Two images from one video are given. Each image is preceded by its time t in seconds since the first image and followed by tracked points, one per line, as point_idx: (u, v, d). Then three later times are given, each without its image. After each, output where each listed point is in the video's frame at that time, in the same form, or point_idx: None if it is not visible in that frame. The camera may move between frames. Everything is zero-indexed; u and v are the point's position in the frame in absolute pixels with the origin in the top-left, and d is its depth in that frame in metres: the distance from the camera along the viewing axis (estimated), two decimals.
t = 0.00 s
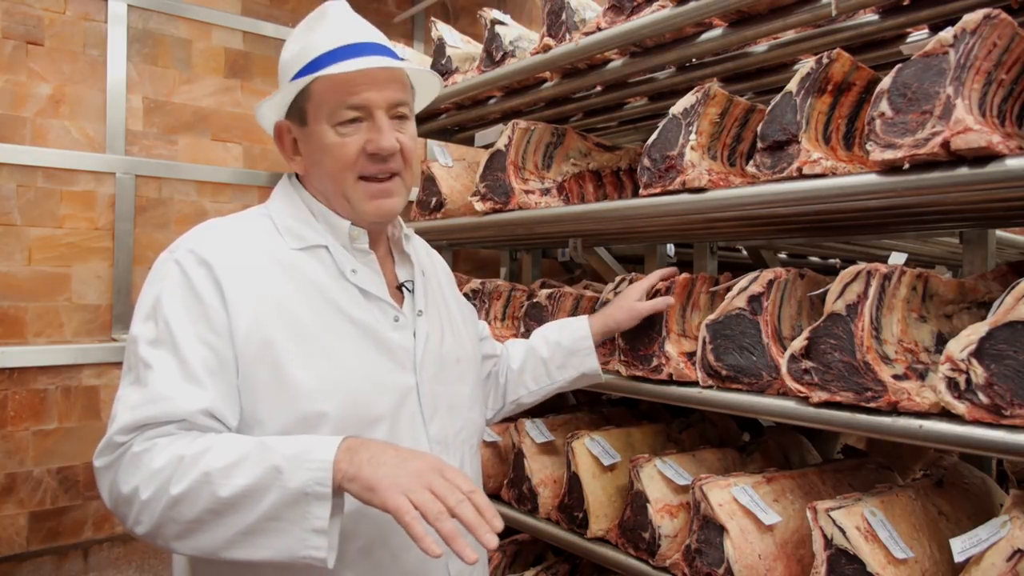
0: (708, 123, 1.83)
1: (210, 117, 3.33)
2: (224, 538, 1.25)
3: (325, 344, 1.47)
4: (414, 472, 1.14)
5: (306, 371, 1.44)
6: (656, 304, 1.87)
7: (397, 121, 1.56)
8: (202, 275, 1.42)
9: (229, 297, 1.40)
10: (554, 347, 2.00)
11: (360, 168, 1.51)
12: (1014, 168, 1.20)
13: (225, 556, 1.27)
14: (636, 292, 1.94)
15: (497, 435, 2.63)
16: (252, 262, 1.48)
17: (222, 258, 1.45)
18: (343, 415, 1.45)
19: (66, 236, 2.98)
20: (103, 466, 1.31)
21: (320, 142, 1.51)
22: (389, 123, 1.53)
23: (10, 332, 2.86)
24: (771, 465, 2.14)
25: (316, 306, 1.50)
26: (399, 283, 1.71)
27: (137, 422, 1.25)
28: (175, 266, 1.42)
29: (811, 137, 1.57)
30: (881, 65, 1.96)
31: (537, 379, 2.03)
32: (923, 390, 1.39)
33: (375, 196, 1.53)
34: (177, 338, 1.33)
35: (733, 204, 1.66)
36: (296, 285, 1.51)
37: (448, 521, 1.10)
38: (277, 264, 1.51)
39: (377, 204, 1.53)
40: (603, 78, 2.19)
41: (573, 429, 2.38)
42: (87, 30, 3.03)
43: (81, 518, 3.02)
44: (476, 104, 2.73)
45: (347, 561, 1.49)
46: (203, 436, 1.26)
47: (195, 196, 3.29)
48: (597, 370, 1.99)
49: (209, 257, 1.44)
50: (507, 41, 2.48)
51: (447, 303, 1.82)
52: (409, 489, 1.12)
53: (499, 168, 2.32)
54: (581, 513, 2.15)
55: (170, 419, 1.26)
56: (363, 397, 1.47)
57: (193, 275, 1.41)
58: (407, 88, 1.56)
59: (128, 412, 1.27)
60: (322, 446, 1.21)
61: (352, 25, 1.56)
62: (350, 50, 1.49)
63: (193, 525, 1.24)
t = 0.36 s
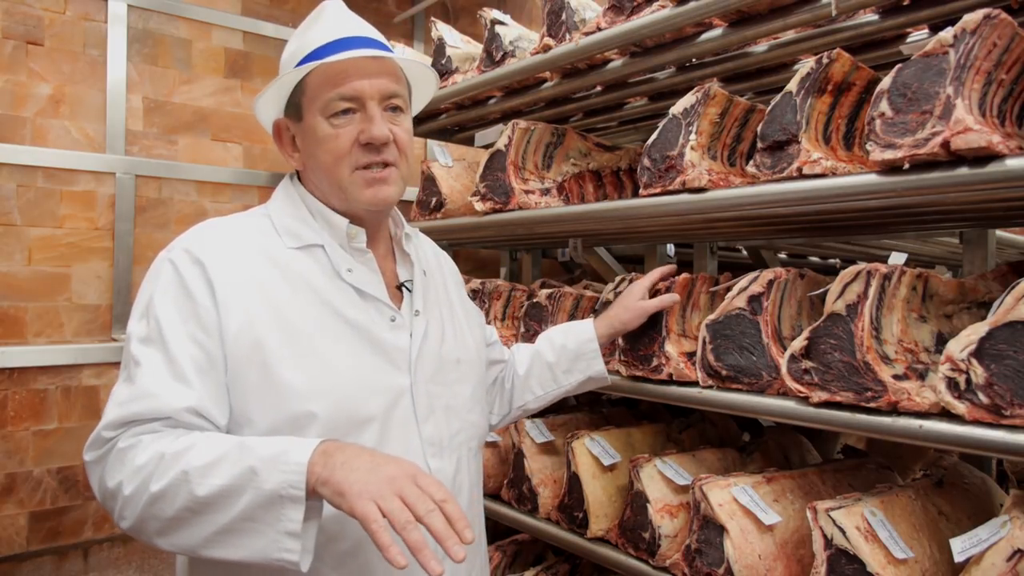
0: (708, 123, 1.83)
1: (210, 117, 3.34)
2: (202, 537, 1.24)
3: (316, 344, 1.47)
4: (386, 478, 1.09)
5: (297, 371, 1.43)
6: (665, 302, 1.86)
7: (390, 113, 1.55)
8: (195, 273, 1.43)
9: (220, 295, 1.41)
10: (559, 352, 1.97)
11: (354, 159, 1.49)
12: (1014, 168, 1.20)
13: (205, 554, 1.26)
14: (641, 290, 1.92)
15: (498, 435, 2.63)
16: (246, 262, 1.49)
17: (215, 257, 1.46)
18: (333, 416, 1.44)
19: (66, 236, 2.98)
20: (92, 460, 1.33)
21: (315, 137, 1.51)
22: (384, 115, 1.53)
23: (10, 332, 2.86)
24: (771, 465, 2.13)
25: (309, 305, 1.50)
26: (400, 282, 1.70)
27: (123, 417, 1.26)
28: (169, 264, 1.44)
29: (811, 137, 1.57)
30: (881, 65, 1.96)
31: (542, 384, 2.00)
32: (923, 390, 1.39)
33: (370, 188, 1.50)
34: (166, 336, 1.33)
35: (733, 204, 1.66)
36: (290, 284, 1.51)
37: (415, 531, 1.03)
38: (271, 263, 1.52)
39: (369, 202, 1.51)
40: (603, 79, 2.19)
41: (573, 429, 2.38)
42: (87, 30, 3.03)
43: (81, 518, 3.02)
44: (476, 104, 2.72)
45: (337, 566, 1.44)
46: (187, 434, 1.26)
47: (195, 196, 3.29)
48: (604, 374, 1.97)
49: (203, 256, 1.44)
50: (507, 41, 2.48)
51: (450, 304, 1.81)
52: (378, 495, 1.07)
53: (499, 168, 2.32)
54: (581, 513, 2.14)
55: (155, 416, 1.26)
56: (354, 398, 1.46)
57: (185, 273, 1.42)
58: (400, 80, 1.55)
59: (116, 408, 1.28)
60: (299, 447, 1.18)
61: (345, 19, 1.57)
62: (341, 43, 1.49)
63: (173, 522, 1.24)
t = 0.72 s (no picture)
0: (708, 123, 1.83)
1: (210, 117, 3.33)
2: (200, 532, 1.24)
3: (317, 343, 1.47)
4: (386, 464, 1.09)
5: (297, 370, 1.43)
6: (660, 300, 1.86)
7: (396, 117, 1.56)
8: (196, 272, 1.43)
9: (221, 294, 1.41)
10: (557, 353, 1.97)
11: (361, 162, 1.50)
12: (1014, 168, 1.20)
13: (203, 550, 1.25)
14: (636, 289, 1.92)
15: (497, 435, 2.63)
16: (247, 261, 1.49)
17: (217, 256, 1.46)
18: (333, 415, 1.44)
19: (66, 236, 2.98)
20: (92, 457, 1.33)
21: (321, 138, 1.50)
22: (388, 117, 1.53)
23: (10, 332, 2.86)
24: (771, 465, 2.14)
25: (310, 304, 1.50)
26: (401, 282, 1.70)
27: (123, 414, 1.26)
28: (170, 263, 1.44)
29: (811, 137, 1.57)
30: (881, 64, 1.96)
31: (541, 387, 1.99)
32: (923, 390, 1.39)
33: (373, 190, 1.51)
34: (167, 333, 1.33)
35: (733, 204, 1.66)
36: (291, 284, 1.51)
37: (418, 515, 1.03)
38: (273, 262, 1.52)
39: (371, 202, 1.51)
40: (603, 78, 2.19)
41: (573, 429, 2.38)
42: (87, 30, 3.03)
43: (81, 518, 3.02)
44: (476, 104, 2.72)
45: (336, 565, 1.44)
46: (187, 430, 1.26)
47: (195, 196, 3.29)
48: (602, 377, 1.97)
49: (204, 255, 1.44)
50: (507, 41, 2.48)
51: (451, 306, 1.81)
52: (379, 480, 1.07)
53: (499, 168, 2.32)
54: (580, 513, 2.14)
55: (155, 413, 1.26)
56: (354, 397, 1.46)
57: (187, 271, 1.42)
58: (406, 83, 1.55)
59: (116, 405, 1.28)
60: (298, 440, 1.18)
61: (352, 22, 1.57)
62: (349, 46, 1.49)
63: (172, 518, 1.23)
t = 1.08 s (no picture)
0: (708, 123, 1.83)
1: (210, 117, 3.33)
2: (200, 532, 1.24)
3: (316, 343, 1.47)
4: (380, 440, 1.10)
5: (296, 370, 1.43)
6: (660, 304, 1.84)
7: (394, 116, 1.55)
8: (196, 272, 1.43)
9: (221, 295, 1.41)
10: (554, 353, 1.96)
11: (357, 161, 1.49)
12: (1014, 168, 1.20)
13: (203, 549, 1.25)
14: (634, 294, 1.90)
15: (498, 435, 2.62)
16: (246, 262, 1.49)
17: (216, 257, 1.46)
18: (332, 415, 1.44)
19: (66, 236, 2.98)
20: (92, 458, 1.33)
21: (319, 137, 1.50)
22: (388, 118, 1.53)
23: (10, 332, 2.86)
24: (771, 465, 2.13)
25: (309, 305, 1.50)
26: (401, 283, 1.69)
27: (123, 415, 1.26)
28: (170, 264, 1.44)
29: (811, 137, 1.57)
30: (881, 64, 1.96)
31: (539, 387, 1.98)
32: (923, 390, 1.39)
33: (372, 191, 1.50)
34: (167, 334, 1.33)
35: (733, 204, 1.66)
36: (291, 285, 1.51)
37: (422, 478, 1.04)
38: (272, 263, 1.52)
39: (371, 203, 1.51)
40: (603, 79, 2.19)
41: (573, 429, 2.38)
42: (87, 30, 3.03)
43: (81, 518, 3.02)
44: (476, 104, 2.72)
45: (336, 565, 1.43)
46: (187, 430, 1.26)
47: (195, 196, 3.29)
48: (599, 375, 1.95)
49: (204, 255, 1.44)
50: (507, 41, 2.48)
51: (452, 306, 1.80)
52: (377, 456, 1.07)
53: (499, 168, 2.32)
54: (581, 513, 2.14)
55: (154, 414, 1.26)
56: (353, 398, 1.46)
57: (186, 272, 1.42)
58: (405, 83, 1.55)
59: (116, 406, 1.28)
60: (298, 438, 1.18)
61: (352, 21, 1.57)
62: (348, 44, 1.49)
63: (172, 518, 1.23)
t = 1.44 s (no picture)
0: (708, 123, 1.83)
1: (210, 117, 3.34)
2: (189, 524, 1.23)
3: (312, 342, 1.47)
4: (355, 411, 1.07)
5: (292, 370, 1.43)
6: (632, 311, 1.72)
7: (394, 117, 1.56)
8: (193, 272, 1.43)
9: (217, 293, 1.41)
10: (537, 366, 1.90)
11: (360, 163, 1.49)
12: (1014, 168, 1.20)
13: (195, 543, 1.25)
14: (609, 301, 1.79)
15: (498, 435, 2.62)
16: (244, 262, 1.49)
17: (214, 257, 1.46)
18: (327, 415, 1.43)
19: (66, 236, 2.98)
20: (89, 455, 1.33)
21: (319, 139, 1.50)
22: (387, 118, 1.53)
23: (10, 332, 2.86)
24: (771, 465, 2.13)
25: (306, 305, 1.50)
26: (399, 283, 1.68)
27: (119, 412, 1.27)
28: (168, 263, 1.44)
29: (811, 137, 1.57)
30: (881, 64, 1.96)
31: (521, 402, 1.92)
32: (923, 390, 1.39)
33: (374, 193, 1.51)
34: (164, 332, 1.34)
35: (733, 204, 1.66)
36: (288, 284, 1.51)
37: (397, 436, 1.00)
38: (270, 263, 1.52)
39: (372, 203, 1.51)
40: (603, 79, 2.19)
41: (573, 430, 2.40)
42: (87, 30, 3.03)
43: (81, 518, 3.02)
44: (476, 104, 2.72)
45: (332, 565, 1.43)
46: (181, 427, 1.26)
47: (195, 197, 3.29)
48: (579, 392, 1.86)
49: (202, 255, 1.45)
50: (507, 41, 2.48)
51: (453, 308, 1.79)
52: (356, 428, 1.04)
53: (499, 168, 2.32)
54: (580, 513, 2.14)
55: (149, 410, 1.26)
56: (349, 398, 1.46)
57: (184, 271, 1.42)
58: (404, 83, 1.55)
59: (112, 403, 1.29)
60: (282, 424, 1.17)
61: (349, 22, 1.57)
62: (347, 47, 1.49)
63: (163, 511, 1.23)
